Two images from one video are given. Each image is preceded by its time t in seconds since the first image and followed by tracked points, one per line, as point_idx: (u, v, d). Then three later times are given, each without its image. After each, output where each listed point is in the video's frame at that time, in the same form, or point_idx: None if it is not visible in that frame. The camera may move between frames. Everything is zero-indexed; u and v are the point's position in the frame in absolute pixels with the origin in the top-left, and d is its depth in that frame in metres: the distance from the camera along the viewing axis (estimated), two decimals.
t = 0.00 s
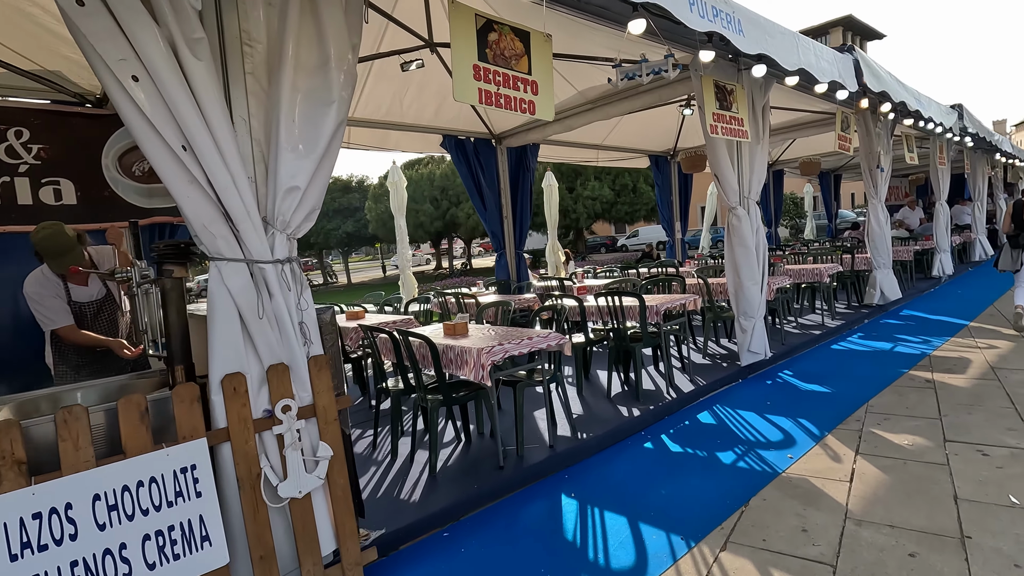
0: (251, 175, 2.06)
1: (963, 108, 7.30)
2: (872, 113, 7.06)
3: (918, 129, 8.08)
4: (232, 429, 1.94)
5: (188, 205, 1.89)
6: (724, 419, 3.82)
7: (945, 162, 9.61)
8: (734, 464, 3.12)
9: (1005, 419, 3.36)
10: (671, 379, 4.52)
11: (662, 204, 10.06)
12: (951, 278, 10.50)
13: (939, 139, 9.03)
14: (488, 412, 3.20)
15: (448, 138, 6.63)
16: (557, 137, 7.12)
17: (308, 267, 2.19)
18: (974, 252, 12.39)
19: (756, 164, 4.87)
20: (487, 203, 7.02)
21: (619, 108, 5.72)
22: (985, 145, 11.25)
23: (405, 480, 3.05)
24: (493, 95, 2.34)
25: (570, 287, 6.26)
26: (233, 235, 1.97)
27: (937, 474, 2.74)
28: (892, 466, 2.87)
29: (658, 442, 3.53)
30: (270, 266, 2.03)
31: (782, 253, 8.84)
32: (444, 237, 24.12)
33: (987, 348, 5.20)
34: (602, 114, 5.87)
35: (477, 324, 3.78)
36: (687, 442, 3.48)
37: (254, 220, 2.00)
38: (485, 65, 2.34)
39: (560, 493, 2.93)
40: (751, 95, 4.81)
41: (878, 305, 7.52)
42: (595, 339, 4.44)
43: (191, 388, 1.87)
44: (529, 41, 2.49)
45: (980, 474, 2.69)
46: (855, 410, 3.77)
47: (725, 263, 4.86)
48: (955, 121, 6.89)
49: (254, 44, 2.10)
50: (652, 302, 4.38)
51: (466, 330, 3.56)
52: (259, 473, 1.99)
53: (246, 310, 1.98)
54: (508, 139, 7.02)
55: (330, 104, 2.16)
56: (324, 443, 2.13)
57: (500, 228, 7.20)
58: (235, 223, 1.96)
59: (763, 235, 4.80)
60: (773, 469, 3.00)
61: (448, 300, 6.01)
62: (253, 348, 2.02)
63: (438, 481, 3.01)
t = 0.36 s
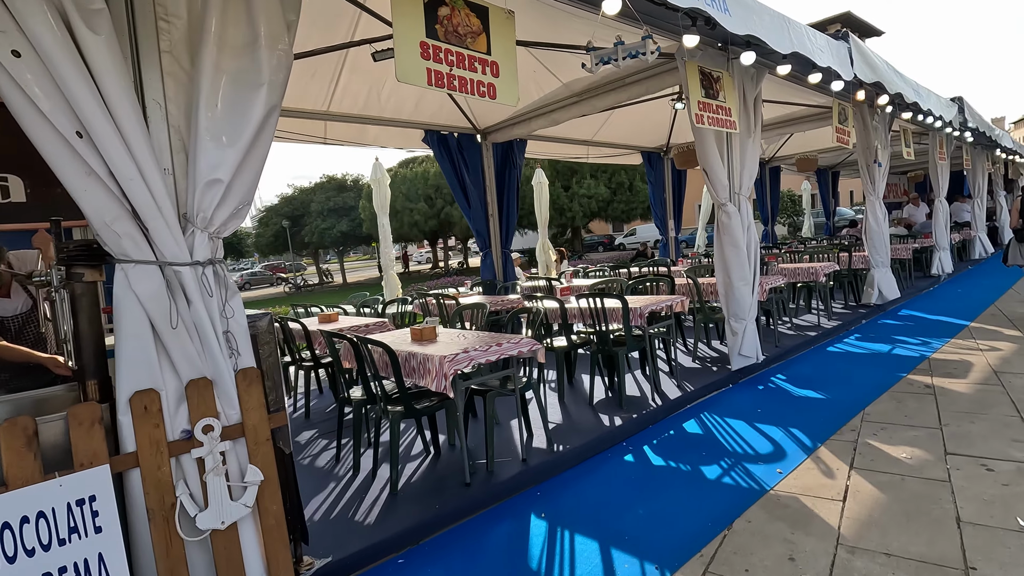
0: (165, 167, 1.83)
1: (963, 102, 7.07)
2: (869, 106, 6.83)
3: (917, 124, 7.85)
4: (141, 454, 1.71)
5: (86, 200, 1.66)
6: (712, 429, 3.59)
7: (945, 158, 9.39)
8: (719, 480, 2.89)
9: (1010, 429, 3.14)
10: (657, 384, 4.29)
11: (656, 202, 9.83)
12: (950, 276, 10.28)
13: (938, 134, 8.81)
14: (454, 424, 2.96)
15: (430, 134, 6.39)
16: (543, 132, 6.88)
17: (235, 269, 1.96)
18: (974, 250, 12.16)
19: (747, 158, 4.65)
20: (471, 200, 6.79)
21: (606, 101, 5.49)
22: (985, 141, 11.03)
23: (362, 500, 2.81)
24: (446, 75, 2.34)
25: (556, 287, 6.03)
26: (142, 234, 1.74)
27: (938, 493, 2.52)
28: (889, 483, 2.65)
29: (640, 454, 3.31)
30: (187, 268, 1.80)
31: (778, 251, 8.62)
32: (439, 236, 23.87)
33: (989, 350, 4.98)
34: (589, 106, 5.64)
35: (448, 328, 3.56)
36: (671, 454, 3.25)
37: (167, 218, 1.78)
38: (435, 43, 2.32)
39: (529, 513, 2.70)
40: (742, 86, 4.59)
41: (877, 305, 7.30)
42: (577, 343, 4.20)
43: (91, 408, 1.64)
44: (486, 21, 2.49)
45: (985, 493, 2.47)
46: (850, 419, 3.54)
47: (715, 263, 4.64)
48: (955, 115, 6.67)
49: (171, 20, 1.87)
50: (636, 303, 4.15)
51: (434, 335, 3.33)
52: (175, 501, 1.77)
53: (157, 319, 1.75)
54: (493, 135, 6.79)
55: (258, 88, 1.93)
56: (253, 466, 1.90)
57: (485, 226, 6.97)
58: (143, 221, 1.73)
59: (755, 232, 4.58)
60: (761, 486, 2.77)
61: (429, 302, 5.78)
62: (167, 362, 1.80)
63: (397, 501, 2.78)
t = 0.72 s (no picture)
0: (47, 178, 1.62)
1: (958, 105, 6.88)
2: (861, 109, 6.64)
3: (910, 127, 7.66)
4: (10, 507, 1.49)
5: None
6: (688, 453, 3.38)
7: (939, 162, 9.22)
8: (690, 513, 2.68)
9: (1002, 456, 2.94)
10: (634, 401, 4.08)
11: (645, 205, 9.63)
12: (945, 282, 10.10)
13: (933, 137, 8.63)
14: (405, 452, 2.74)
15: (406, 136, 6.19)
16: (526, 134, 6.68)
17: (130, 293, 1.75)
18: (969, 255, 12.01)
19: (730, 164, 4.45)
20: (450, 204, 6.57)
21: (587, 103, 5.29)
22: (981, 144, 10.86)
23: (302, 536, 2.59)
24: (372, 77, 2.27)
25: (536, 295, 5.83)
26: (14, 254, 1.53)
27: (923, 531, 2.32)
28: (871, 520, 2.44)
29: (609, 481, 3.10)
30: (68, 292, 1.59)
31: (769, 257, 8.42)
32: (432, 237, 23.65)
33: (982, 364, 4.79)
34: (570, 108, 5.44)
35: (407, 344, 3.35)
36: (641, 482, 3.04)
37: (46, 238, 1.57)
38: (359, 39, 2.26)
39: (481, 551, 2.49)
40: (725, 88, 4.41)
41: (868, 313, 7.11)
42: (549, 358, 3.99)
43: None
44: (420, 17, 2.43)
45: (973, 533, 2.27)
46: (834, 442, 3.33)
47: (696, 273, 4.43)
48: (949, 119, 6.47)
49: (58, 12, 1.66)
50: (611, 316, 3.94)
51: (390, 353, 3.12)
52: (52, 559, 1.55)
53: (31, 352, 1.53)
54: (474, 137, 6.59)
55: (159, 90, 1.72)
56: (150, 516, 1.69)
57: (465, 231, 6.75)
58: (14, 242, 1.52)
59: (737, 242, 4.39)
60: (733, 521, 2.56)
61: (404, 310, 5.57)
62: (46, 400, 1.58)
63: (339, 537, 2.56)
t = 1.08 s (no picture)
0: None
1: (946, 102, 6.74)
2: (848, 105, 6.48)
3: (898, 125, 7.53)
4: None
5: None
6: (665, 466, 3.16)
7: (926, 161, 9.12)
8: (663, 535, 2.44)
9: (998, 469, 2.74)
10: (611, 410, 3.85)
11: (630, 205, 9.44)
12: (933, 284, 10.00)
13: (920, 136, 8.52)
14: (350, 471, 2.48)
15: (378, 130, 5.94)
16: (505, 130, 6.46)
17: None
18: (956, 256, 11.94)
19: (712, 159, 4.25)
20: (426, 202, 6.32)
21: (565, 96, 5.08)
22: (968, 144, 10.77)
23: (233, 566, 2.33)
24: (283, 45, 2.10)
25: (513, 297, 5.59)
26: None
27: (917, 557, 2.10)
28: (860, 543, 2.23)
29: (578, 498, 2.86)
30: None
31: (755, 258, 8.24)
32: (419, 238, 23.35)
33: (972, 368, 4.62)
34: (548, 101, 5.23)
35: (363, 350, 3.10)
36: (613, 499, 2.80)
37: None
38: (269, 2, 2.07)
39: None
40: (706, 79, 4.22)
41: (856, 315, 6.95)
42: (520, 363, 3.75)
43: None
44: None
45: (972, 559, 2.06)
46: (821, 454, 3.12)
47: (677, 274, 4.22)
48: (938, 116, 6.31)
49: None
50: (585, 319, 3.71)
51: (340, 360, 2.87)
52: None
53: None
54: (450, 133, 6.35)
55: (30, 57, 1.47)
56: (16, 557, 1.42)
57: (442, 230, 6.50)
58: None
59: (720, 241, 4.19)
60: (709, 545, 2.33)
61: (373, 312, 5.31)
62: None
63: (274, 567, 2.30)
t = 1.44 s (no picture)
0: None
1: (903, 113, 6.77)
2: (807, 113, 6.44)
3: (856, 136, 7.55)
4: None
5: None
6: (616, 498, 2.91)
7: (884, 172, 9.22)
8: None
9: (962, 498, 2.59)
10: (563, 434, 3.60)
11: (594, 213, 9.29)
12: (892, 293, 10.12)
13: (878, 147, 8.60)
14: (249, 521, 2.15)
15: (324, 133, 5.63)
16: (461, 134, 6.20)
17: None
18: (913, 265, 12.18)
19: (669, 166, 4.07)
20: (376, 209, 6.00)
21: (519, 99, 4.86)
22: (923, 156, 10.98)
23: None
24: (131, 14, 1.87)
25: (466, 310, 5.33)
26: None
27: None
28: None
29: (519, 538, 2.59)
30: None
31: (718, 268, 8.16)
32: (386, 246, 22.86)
33: (932, 382, 4.54)
34: (502, 105, 4.99)
35: (281, 374, 2.78)
36: (555, 539, 2.54)
37: None
38: None
39: None
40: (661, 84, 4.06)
41: (817, 326, 6.90)
42: (464, 384, 3.47)
43: None
44: None
45: None
46: (780, 482, 2.92)
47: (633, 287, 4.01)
48: (896, 126, 6.31)
49: None
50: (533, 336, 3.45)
51: (250, 387, 2.54)
52: None
53: None
54: (403, 136, 6.06)
55: None
56: None
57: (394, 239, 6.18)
58: None
59: (677, 252, 4.00)
60: None
61: (315, 326, 4.98)
62: None
63: None
